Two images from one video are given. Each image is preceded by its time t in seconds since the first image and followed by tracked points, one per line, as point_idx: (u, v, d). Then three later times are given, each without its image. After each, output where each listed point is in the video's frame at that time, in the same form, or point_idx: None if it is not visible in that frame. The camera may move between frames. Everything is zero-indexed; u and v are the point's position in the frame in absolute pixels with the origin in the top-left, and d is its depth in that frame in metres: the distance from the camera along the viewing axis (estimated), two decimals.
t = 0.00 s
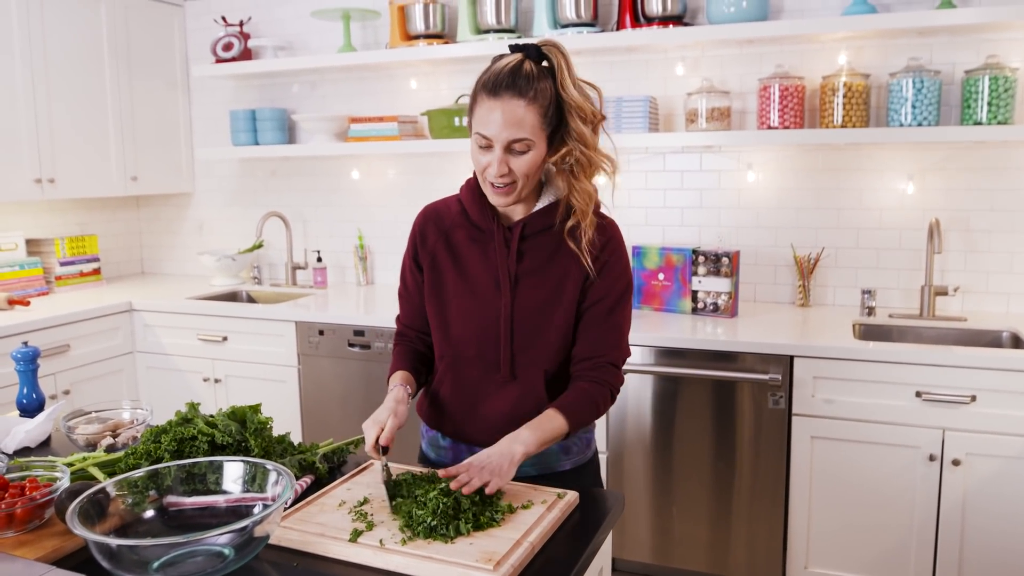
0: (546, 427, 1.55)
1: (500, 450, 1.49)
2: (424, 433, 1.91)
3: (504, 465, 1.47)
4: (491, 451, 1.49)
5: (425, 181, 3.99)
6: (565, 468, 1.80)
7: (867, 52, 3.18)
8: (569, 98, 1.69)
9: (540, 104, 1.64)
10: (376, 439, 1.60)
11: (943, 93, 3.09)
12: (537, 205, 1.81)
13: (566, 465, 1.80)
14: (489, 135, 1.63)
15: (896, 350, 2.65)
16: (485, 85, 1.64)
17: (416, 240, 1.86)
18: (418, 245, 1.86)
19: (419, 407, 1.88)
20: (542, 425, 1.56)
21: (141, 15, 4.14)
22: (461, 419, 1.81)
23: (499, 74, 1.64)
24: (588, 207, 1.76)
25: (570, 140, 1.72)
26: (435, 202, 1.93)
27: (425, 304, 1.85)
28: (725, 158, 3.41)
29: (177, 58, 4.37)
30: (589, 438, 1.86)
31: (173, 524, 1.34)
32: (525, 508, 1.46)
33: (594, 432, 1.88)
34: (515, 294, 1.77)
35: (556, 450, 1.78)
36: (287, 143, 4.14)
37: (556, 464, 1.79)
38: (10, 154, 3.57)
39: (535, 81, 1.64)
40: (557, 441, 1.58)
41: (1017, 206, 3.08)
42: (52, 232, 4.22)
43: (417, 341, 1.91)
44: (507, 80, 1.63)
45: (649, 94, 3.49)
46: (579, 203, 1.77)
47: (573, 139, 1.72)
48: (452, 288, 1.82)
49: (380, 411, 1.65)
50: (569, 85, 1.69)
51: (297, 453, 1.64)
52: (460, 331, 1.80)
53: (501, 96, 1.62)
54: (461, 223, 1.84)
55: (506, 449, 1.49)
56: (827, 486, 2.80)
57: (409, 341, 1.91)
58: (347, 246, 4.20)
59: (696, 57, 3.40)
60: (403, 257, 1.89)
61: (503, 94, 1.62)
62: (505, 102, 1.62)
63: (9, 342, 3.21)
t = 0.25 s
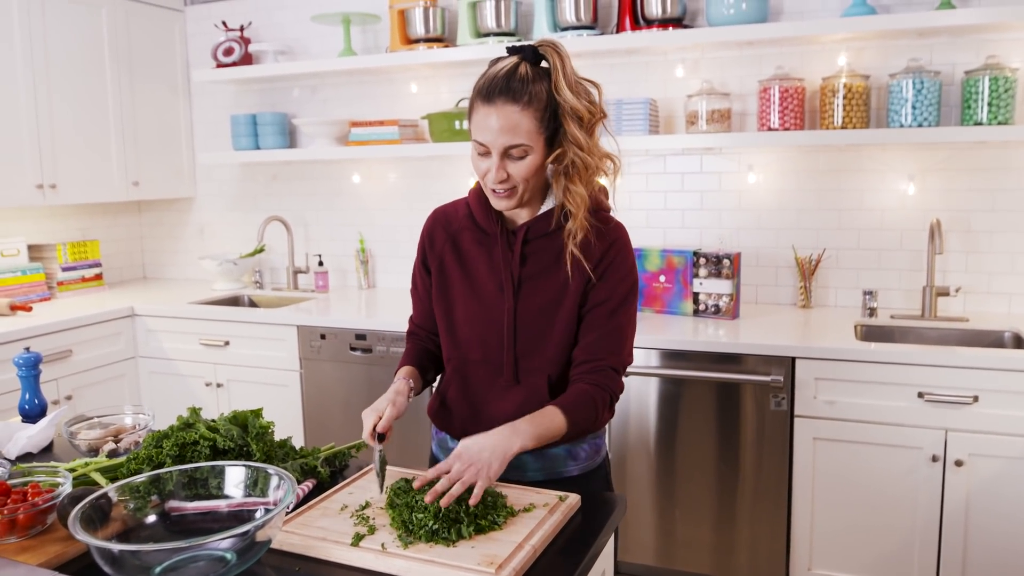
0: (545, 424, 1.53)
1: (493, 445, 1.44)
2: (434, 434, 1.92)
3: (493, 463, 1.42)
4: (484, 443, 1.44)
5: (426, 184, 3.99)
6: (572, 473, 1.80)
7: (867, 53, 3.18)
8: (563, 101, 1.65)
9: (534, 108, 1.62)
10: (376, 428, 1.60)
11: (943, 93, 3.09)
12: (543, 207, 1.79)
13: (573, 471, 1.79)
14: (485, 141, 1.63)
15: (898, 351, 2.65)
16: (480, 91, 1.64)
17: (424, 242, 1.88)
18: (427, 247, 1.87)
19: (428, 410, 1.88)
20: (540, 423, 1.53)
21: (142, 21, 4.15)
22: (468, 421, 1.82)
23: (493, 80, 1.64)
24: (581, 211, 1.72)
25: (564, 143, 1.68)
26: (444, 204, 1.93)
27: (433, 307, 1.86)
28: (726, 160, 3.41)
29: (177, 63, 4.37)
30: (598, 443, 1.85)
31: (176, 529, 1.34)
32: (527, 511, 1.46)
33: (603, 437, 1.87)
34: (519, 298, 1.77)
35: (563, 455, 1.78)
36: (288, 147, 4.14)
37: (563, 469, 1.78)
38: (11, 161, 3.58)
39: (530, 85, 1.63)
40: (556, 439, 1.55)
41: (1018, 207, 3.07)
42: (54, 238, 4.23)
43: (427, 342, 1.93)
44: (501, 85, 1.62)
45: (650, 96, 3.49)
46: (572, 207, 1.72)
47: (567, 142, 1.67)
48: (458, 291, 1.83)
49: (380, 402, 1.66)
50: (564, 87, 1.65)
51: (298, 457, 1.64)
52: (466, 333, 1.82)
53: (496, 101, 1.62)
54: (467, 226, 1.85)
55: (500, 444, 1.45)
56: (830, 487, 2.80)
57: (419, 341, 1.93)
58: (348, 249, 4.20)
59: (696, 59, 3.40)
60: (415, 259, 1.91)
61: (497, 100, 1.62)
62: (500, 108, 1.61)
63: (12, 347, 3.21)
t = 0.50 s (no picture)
0: (549, 441, 1.49)
1: (500, 475, 1.39)
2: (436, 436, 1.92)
3: (498, 495, 1.37)
4: (490, 472, 1.39)
5: (427, 186, 3.99)
6: (573, 474, 1.80)
7: (866, 53, 3.19)
8: (556, 98, 1.64)
9: (528, 108, 1.62)
10: (393, 424, 1.62)
11: (943, 92, 3.09)
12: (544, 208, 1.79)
13: (574, 472, 1.79)
14: (484, 147, 1.63)
15: (899, 351, 2.64)
16: (473, 97, 1.65)
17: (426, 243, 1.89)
18: (428, 249, 1.88)
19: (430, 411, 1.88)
20: (545, 439, 1.49)
21: (143, 25, 4.16)
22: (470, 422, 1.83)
23: (484, 84, 1.65)
24: (581, 206, 1.71)
25: (561, 139, 1.67)
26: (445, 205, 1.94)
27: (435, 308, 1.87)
28: (726, 161, 3.41)
29: (178, 67, 4.38)
30: (598, 445, 1.86)
31: (178, 532, 1.34)
32: (528, 512, 1.46)
33: (603, 439, 1.87)
34: (518, 298, 1.77)
35: (563, 456, 1.78)
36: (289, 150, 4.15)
37: (564, 471, 1.78)
38: (13, 166, 3.59)
39: (521, 86, 1.63)
40: (560, 454, 1.52)
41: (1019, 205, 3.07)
42: (55, 242, 4.24)
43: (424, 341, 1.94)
44: (493, 89, 1.63)
45: (650, 97, 3.49)
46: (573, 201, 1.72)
47: (563, 137, 1.67)
48: (459, 292, 1.84)
49: (379, 407, 1.66)
50: (555, 84, 1.65)
51: (300, 459, 1.64)
52: (467, 334, 1.82)
53: (489, 106, 1.62)
54: (468, 227, 1.85)
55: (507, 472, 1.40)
56: (832, 487, 2.80)
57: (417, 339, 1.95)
58: (349, 252, 4.21)
59: (696, 59, 3.40)
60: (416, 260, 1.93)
61: (489, 104, 1.62)
62: (494, 112, 1.61)
63: (14, 351, 3.22)
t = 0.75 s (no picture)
0: (549, 426, 1.51)
1: (495, 453, 1.42)
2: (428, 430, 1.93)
3: (491, 472, 1.41)
4: (486, 450, 1.42)
5: (424, 184, 3.99)
6: (565, 471, 1.80)
7: (864, 51, 3.19)
8: (542, 94, 1.64)
9: (515, 103, 1.62)
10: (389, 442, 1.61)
11: (940, 91, 3.10)
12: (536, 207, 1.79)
13: (566, 470, 1.80)
14: (472, 141, 1.64)
15: (896, 349, 2.65)
16: (461, 92, 1.65)
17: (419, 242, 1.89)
18: (421, 248, 1.88)
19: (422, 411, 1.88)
20: (544, 424, 1.51)
21: (140, 21, 4.16)
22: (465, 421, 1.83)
23: (472, 80, 1.65)
24: (567, 202, 1.71)
25: (547, 134, 1.67)
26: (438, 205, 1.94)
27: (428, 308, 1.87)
28: (723, 159, 3.42)
29: (176, 64, 4.37)
30: (590, 441, 1.86)
31: (174, 528, 1.34)
32: (524, 509, 1.46)
33: (595, 436, 1.88)
34: (513, 298, 1.77)
35: (555, 454, 1.79)
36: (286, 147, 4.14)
37: (556, 467, 1.79)
38: (10, 162, 3.58)
39: (509, 81, 1.63)
40: (563, 442, 1.53)
41: (1016, 204, 3.08)
42: (52, 239, 4.23)
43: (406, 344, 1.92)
44: (481, 84, 1.63)
45: (647, 95, 3.49)
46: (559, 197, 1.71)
47: (551, 133, 1.67)
48: (453, 292, 1.84)
49: (369, 433, 1.64)
50: (542, 80, 1.65)
51: (296, 455, 1.64)
52: (461, 333, 1.82)
53: (477, 101, 1.63)
54: (462, 226, 1.85)
55: (502, 451, 1.43)
56: (828, 485, 2.80)
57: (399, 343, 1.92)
58: (347, 249, 4.20)
59: (694, 57, 3.40)
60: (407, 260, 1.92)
61: (477, 99, 1.62)
62: (482, 106, 1.62)
63: (11, 348, 3.21)
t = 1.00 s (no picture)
0: (570, 401, 1.54)
1: (527, 410, 1.47)
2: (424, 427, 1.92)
3: (518, 429, 1.46)
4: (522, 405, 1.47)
5: (424, 179, 3.99)
6: (565, 463, 1.81)
7: (865, 47, 3.18)
8: (542, 88, 1.65)
9: (516, 97, 1.62)
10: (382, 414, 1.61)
11: (941, 88, 3.10)
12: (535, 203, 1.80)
13: (565, 461, 1.80)
14: (472, 134, 1.63)
15: (895, 345, 2.65)
16: (461, 86, 1.65)
17: (413, 239, 1.87)
18: (416, 244, 1.87)
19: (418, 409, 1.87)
20: (568, 397, 1.55)
21: (140, 16, 4.15)
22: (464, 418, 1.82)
23: (473, 74, 1.65)
24: (566, 198, 1.72)
25: (547, 129, 1.68)
26: (430, 202, 1.92)
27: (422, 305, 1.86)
28: (724, 155, 3.41)
29: (176, 58, 4.37)
30: (588, 433, 1.87)
31: (174, 521, 1.34)
32: (523, 503, 1.46)
33: (594, 428, 1.89)
34: (513, 294, 1.77)
35: (555, 446, 1.79)
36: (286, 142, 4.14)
37: (557, 460, 1.80)
38: (9, 157, 3.58)
39: (510, 75, 1.63)
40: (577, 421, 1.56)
41: (1017, 202, 3.08)
42: (52, 233, 4.23)
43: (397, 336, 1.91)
44: (481, 78, 1.63)
45: (648, 91, 3.49)
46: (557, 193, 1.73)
47: (550, 128, 1.68)
48: (450, 288, 1.83)
49: (364, 405, 1.63)
50: (542, 74, 1.65)
51: (295, 450, 1.64)
52: (459, 330, 1.82)
53: (477, 94, 1.63)
54: (457, 223, 1.84)
55: (533, 410, 1.48)
56: (827, 481, 2.81)
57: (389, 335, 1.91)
58: (346, 245, 4.20)
59: (695, 53, 3.40)
60: (400, 256, 1.90)
61: (478, 92, 1.62)
62: (482, 99, 1.62)
63: (10, 342, 3.21)
